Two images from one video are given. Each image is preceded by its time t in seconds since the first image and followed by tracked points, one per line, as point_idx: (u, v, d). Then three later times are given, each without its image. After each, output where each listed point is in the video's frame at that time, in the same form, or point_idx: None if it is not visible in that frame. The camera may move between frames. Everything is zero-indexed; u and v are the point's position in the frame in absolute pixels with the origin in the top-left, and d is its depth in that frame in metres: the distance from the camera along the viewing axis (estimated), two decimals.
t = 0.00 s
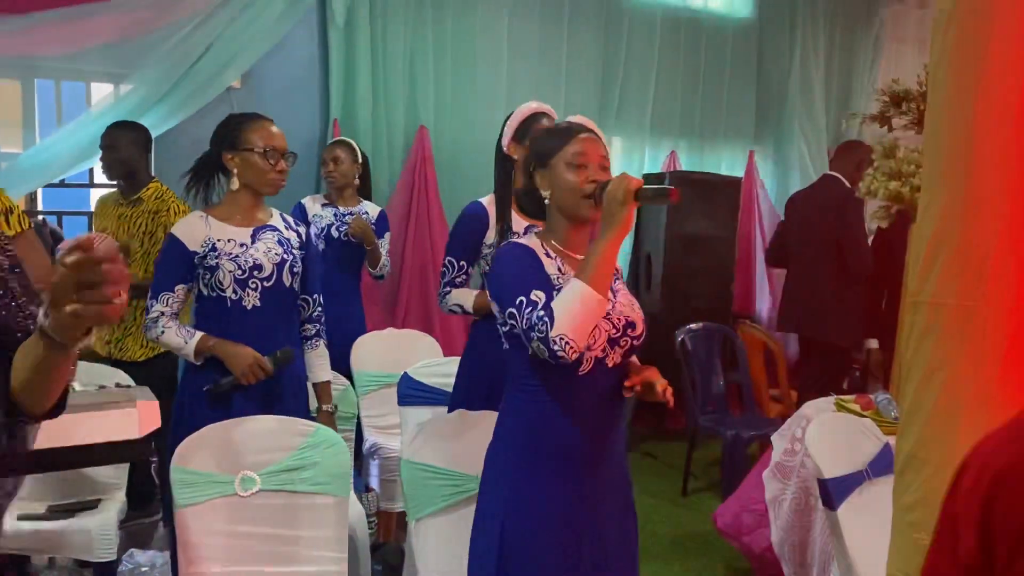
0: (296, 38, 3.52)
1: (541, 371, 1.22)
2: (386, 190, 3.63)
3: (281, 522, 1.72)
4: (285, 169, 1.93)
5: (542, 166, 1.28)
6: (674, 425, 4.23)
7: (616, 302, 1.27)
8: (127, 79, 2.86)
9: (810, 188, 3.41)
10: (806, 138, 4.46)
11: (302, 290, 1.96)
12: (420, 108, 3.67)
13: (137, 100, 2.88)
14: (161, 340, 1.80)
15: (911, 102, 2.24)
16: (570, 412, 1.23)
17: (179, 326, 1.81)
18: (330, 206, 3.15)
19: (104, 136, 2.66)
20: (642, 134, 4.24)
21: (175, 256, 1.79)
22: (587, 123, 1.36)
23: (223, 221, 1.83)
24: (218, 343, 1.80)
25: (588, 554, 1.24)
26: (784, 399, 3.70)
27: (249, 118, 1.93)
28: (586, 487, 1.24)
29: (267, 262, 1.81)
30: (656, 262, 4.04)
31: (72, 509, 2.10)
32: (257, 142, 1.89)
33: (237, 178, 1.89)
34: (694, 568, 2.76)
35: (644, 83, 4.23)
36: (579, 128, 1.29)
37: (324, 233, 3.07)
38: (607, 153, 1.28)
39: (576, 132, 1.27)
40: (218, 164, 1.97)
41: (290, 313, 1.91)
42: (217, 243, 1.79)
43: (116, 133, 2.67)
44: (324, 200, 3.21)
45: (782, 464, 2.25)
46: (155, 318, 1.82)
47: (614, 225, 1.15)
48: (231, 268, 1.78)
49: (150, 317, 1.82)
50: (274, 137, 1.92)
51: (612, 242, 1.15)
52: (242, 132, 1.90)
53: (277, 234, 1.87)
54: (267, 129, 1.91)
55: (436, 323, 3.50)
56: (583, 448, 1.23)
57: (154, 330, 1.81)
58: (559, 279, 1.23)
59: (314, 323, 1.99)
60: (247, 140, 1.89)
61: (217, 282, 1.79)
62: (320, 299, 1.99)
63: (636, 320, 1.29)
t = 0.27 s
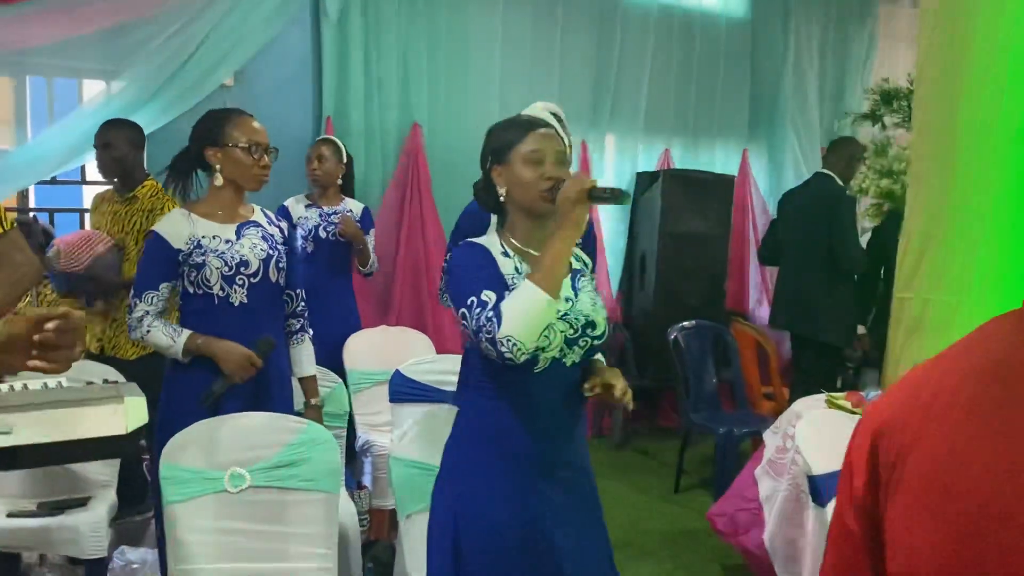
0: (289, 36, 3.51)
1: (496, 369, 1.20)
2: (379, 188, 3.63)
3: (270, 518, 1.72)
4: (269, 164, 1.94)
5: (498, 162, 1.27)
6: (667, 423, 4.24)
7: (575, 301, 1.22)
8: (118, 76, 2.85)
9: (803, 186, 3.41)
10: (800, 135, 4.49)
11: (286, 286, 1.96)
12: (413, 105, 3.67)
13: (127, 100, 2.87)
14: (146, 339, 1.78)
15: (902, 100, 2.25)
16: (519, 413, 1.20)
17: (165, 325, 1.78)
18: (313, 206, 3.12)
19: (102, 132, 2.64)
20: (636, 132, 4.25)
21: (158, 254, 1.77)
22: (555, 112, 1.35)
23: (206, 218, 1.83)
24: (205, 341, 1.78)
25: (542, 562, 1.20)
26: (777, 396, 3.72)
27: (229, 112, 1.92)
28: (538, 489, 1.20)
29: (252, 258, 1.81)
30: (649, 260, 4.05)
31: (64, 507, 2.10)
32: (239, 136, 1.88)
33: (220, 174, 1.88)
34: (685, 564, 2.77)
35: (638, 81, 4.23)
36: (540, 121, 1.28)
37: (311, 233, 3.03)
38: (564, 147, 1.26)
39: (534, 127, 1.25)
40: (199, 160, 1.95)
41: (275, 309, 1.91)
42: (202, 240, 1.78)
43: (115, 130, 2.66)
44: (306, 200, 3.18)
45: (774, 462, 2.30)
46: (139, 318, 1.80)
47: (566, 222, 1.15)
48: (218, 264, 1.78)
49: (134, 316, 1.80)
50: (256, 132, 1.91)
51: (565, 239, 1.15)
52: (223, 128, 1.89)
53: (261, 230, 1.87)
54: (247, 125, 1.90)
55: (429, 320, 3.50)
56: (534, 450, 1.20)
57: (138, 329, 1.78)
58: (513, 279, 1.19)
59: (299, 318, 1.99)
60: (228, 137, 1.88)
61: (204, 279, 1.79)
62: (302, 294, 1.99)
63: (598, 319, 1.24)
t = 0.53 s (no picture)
0: (283, 32, 3.51)
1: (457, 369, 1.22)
2: (374, 184, 3.63)
3: (259, 514, 1.71)
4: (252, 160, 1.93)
5: (465, 156, 1.27)
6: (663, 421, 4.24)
7: (536, 294, 1.23)
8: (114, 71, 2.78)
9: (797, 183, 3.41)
10: (796, 133, 4.49)
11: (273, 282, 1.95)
12: (408, 102, 3.67)
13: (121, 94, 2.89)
14: (132, 337, 1.76)
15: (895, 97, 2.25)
16: (467, 412, 1.22)
17: (151, 322, 1.77)
18: (295, 199, 3.14)
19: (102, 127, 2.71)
20: (632, 129, 4.25)
21: (143, 251, 1.77)
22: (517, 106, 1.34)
23: (192, 215, 1.83)
24: (192, 338, 1.78)
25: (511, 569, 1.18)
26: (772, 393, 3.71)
27: (210, 108, 1.91)
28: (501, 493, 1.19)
29: (239, 253, 1.81)
30: (645, 258, 4.05)
31: (55, 502, 2.10)
32: (223, 133, 1.88)
33: (204, 170, 1.88)
34: (678, 562, 2.77)
35: (635, 79, 4.23)
36: (509, 115, 1.28)
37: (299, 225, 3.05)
38: (530, 140, 1.26)
39: (501, 120, 1.25)
40: (182, 157, 1.95)
41: (262, 305, 1.90)
42: (188, 235, 1.79)
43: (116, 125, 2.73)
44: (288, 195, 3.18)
45: (768, 460, 2.31)
46: (125, 316, 1.79)
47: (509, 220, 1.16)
48: (204, 260, 1.78)
49: (119, 315, 1.79)
50: (239, 127, 1.91)
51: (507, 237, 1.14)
52: (206, 126, 1.88)
53: (246, 224, 1.87)
54: (231, 122, 1.90)
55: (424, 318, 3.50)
56: (491, 451, 1.20)
57: (123, 327, 1.77)
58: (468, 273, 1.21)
59: (285, 313, 1.99)
60: (212, 134, 1.88)
61: (190, 275, 1.79)
62: (288, 289, 1.99)
63: (561, 313, 1.24)
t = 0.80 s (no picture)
0: (286, 27, 3.51)
1: (454, 365, 1.23)
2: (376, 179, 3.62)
3: (258, 508, 1.71)
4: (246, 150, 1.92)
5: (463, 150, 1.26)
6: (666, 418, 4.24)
7: (529, 290, 1.21)
8: (115, 65, 2.78)
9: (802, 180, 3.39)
10: (800, 128, 4.48)
11: (270, 274, 1.94)
12: (411, 97, 3.66)
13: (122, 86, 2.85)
14: (128, 331, 1.76)
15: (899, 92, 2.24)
16: (462, 414, 1.21)
17: (146, 316, 1.77)
18: (288, 197, 3.13)
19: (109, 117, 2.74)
20: (635, 125, 4.24)
21: (138, 244, 1.77)
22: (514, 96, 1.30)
23: (186, 207, 1.83)
24: (187, 331, 1.77)
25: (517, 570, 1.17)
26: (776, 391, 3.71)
27: (204, 100, 1.90)
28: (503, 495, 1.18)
29: (234, 246, 1.81)
30: (648, 254, 4.04)
31: (55, 496, 2.10)
32: (216, 123, 1.87)
33: (198, 162, 1.88)
34: (679, 559, 2.76)
35: (638, 75, 4.22)
36: (506, 106, 1.26)
37: (291, 222, 3.04)
38: (525, 132, 1.23)
39: (496, 111, 1.23)
40: (176, 149, 1.94)
41: (259, 299, 1.89)
42: (183, 229, 1.79)
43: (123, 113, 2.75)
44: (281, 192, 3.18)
45: (769, 456, 2.28)
46: (121, 310, 1.79)
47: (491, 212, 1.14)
48: (199, 253, 1.77)
49: (115, 309, 1.79)
50: (233, 118, 1.90)
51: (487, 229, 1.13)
52: (199, 116, 1.88)
53: (242, 217, 1.87)
54: (225, 112, 1.89)
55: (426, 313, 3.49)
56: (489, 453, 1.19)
57: (120, 320, 1.77)
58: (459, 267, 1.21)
59: (283, 305, 1.98)
60: (205, 124, 1.87)
61: (186, 268, 1.78)
62: (287, 281, 1.97)
63: (554, 309, 1.22)
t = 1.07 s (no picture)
0: (294, 22, 3.51)
1: (481, 362, 1.23)
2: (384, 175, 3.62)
3: (264, 503, 1.71)
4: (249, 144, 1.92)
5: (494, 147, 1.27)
6: (674, 416, 4.23)
7: (556, 284, 1.22)
8: (124, 60, 2.81)
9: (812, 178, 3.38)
10: (810, 125, 4.47)
11: (274, 270, 1.94)
12: (419, 93, 3.66)
13: (132, 81, 2.86)
14: (134, 327, 1.77)
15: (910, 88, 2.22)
16: (493, 413, 1.21)
17: (151, 313, 1.78)
18: (300, 193, 3.12)
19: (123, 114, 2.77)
20: (643, 121, 4.23)
21: (145, 242, 1.77)
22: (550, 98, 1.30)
23: (190, 204, 1.82)
24: (193, 329, 1.78)
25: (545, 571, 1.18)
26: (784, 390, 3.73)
27: (204, 94, 1.89)
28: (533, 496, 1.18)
29: (240, 245, 1.80)
30: (656, 251, 4.02)
31: (62, 489, 2.10)
32: (219, 118, 1.86)
33: (202, 157, 1.87)
34: (685, 557, 2.75)
35: (647, 71, 4.21)
36: (537, 105, 1.26)
37: (298, 219, 3.04)
38: (556, 130, 1.23)
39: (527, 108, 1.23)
40: (178, 143, 1.93)
41: (263, 295, 1.90)
42: (188, 228, 1.78)
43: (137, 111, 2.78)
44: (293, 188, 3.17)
45: (774, 451, 2.24)
46: (126, 306, 1.80)
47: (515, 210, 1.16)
48: (205, 252, 1.77)
49: (120, 305, 1.80)
50: (235, 112, 1.89)
51: (513, 227, 1.14)
52: (201, 111, 1.87)
53: (248, 214, 1.86)
54: (227, 106, 1.88)
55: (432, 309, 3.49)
56: (518, 454, 1.19)
57: (125, 317, 1.78)
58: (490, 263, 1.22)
59: (286, 300, 1.98)
60: (208, 119, 1.86)
61: (192, 267, 1.78)
62: (290, 275, 1.98)
63: (581, 303, 1.21)
